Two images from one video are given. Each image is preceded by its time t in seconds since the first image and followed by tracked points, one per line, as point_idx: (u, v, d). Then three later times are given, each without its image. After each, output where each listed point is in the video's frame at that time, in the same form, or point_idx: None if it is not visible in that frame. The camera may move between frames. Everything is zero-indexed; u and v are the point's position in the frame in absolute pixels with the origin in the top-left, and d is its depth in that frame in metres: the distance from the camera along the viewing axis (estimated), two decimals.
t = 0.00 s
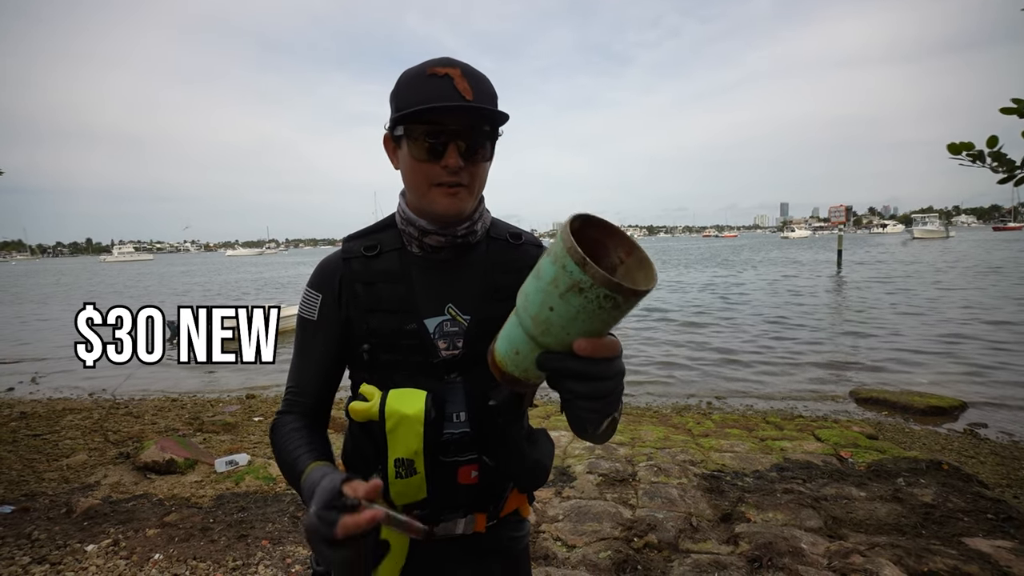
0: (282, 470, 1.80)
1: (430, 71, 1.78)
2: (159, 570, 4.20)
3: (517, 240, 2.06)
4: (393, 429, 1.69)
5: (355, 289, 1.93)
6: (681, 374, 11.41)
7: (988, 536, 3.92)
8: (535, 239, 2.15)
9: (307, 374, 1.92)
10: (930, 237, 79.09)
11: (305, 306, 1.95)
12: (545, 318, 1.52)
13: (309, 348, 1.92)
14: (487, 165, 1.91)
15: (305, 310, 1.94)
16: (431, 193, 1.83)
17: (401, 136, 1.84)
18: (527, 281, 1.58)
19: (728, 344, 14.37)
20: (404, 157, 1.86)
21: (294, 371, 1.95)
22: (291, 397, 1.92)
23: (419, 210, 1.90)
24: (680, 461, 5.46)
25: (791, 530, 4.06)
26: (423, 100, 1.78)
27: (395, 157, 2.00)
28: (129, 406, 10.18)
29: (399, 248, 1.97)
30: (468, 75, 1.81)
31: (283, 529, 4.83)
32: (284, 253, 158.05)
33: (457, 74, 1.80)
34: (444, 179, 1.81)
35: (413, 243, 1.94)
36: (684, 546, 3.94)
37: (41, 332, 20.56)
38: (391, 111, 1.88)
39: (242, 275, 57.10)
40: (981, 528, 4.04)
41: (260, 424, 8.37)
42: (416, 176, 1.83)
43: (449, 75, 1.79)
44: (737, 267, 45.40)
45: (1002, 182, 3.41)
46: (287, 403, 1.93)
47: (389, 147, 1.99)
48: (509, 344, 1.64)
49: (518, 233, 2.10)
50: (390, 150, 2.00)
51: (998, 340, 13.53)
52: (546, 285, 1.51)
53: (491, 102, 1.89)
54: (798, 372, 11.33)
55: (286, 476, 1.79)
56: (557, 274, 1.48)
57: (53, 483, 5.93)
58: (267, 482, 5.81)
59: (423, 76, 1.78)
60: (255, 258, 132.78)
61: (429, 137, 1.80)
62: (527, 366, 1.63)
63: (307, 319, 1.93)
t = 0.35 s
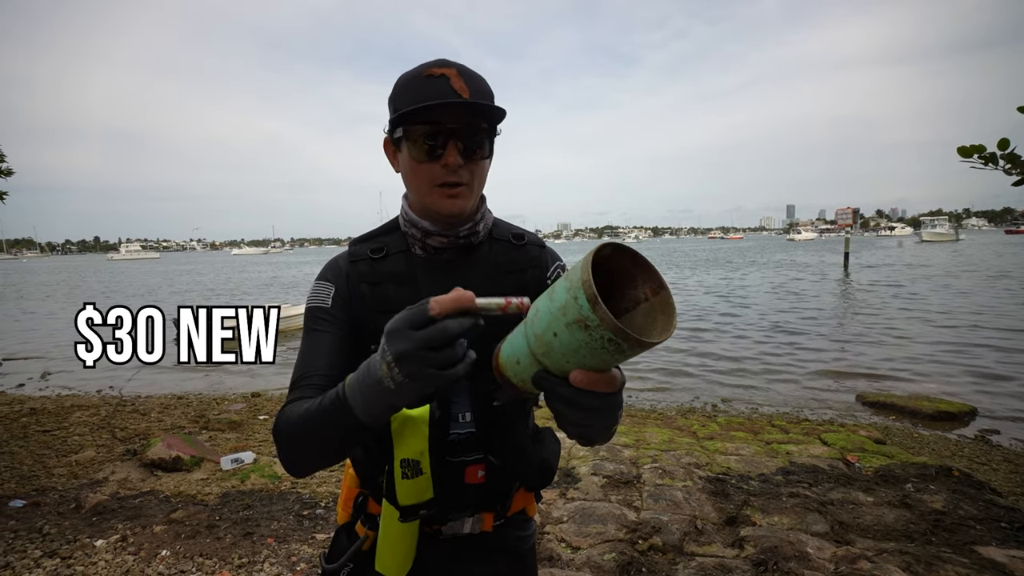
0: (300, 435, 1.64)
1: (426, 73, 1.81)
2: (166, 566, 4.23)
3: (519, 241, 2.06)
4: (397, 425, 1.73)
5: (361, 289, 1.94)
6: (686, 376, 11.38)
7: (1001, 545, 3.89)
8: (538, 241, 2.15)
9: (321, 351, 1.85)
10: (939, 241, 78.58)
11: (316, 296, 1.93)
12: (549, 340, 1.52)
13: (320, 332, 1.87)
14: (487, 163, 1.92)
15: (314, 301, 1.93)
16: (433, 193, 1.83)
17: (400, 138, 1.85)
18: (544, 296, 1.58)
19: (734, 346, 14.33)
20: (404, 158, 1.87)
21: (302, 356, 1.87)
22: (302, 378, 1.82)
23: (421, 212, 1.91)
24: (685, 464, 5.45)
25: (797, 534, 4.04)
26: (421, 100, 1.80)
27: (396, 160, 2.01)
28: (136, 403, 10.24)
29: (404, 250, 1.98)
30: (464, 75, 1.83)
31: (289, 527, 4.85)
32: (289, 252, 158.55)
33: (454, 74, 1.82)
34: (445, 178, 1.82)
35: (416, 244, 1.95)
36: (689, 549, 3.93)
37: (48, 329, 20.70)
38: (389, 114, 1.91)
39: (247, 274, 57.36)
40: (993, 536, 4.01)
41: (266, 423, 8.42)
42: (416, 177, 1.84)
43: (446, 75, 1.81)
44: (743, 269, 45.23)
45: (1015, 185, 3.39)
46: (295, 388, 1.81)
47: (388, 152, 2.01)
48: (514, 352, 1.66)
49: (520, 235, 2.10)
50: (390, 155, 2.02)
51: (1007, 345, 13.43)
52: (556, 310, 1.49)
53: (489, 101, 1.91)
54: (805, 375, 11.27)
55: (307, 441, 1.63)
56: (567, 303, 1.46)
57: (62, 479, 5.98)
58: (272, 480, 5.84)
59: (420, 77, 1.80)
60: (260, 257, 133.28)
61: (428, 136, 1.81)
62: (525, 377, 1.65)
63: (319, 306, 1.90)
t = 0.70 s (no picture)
0: (285, 466, 1.78)
1: (426, 70, 1.83)
2: (169, 564, 4.25)
3: (527, 244, 2.09)
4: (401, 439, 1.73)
5: (364, 291, 1.95)
6: (688, 377, 11.37)
7: (1001, 545, 3.89)
8: (544, 242, 2.18)
9: (314, 370, 1.91)
10: (943, 242, 78.32)
11: (316, 303, 1.95)
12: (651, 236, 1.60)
13: (318, 345, 1.92)
14: (492, 158, 1.89)
15: (315, 308, 1.95)
16: (432, 193, 1.85)
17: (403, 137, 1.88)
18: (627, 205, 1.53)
19: (736, 347, 14.32)
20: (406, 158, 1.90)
21: (301, 368, 1.92)
22: (299, 396, 1.90)
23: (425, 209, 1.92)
24: (687, 464, 5.46)
25: (799, 535, 4.05)
26: (420, 99, 1.81)
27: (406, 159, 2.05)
28: (140, 402, 10.28)
29: (409, 250, 1.99)
30: (463, 68, 1.82)
31: (292, 526, 4.87)
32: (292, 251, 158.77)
33: (453, 69, 1.81)
34: (443, 175, 1.82)
35: (422, 243, 1.96)
36: (691, 549, 3.94)
37: (52, 328, 20.76)
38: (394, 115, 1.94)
39: (251, 273, 57.48)
40: (994, 537, 4.01)
41: (268, 421, 8.45)
42: (417, 175, 1.86)
43: (446, 71, 1.81)
44: (746, 270, 45.14)
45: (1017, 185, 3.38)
46: (297, 405, 1.90)
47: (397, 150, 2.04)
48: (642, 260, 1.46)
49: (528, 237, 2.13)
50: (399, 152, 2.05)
51: (1010, 347, 13.39)
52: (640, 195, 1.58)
53: (492, 96, 1.89)
54: (807, 377, 11.26)
55: (290, 473, 1.77)
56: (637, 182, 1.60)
57: (65, 477, 6.01)
58: (275, 479, 5.86)
59: (420, 74, 1.82)
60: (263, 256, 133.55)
61: (427, 135, 1.82)
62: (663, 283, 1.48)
63: (319, 316, 1.93)
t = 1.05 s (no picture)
0: (282, 476, 1.87)
1: (424, 74, 1.79)
2: (166, 564, 4.24)
3: (530, 249, 2.04)
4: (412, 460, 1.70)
5: (363, 301, 1.94)
6: (687, 379, 11.38)
7: (997, 549, 3.89)
8: (547, 245, 2.12)
9: (309, 383, 1.94)
10: (942, 246, 78.43)
11: (313, 314, 1.95)
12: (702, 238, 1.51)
13: (313, 356, 1.94)
14: (499, 166, 1.88)
15: (310, 319, 1.96)
16: (439, 204, 1.83)
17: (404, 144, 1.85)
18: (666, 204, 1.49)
19: (736, 350, 14.33)
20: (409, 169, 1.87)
21: (299, 378, 1.96)
22: (297, 405, 1.95)
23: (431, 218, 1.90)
24: (686, 467, 5.46)
25: (797, 538, 4.05)
26: (423, 108, 1.79)
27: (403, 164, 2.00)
28: (138, 401, 10.27)
29: (410, 258, 1.98)
30: (463, 71, 1.78)
31: (289, 526, 4.87)
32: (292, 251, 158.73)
33: (454, 71, 1.78)
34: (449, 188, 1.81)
35: (425, 252, 1.95)
36: (689, 552, 3.95)
37: (51, 327, 20.74)
38: (395, 122, 1.90)
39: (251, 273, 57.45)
40: (990, 541, 4.01)
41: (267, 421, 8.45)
42: (421, 184, 1.83)
43: (446, 75, 1.77)
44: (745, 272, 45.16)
45: (1014, 194, 3.39)
46: (295, 415, 1.95)
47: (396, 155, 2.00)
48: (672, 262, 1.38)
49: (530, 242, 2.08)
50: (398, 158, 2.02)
51: (1008, 351, 13.40)
52: (692, 200, 1.50)
53: (493, 96, 1.85)
54: (806, 380, 11.27)
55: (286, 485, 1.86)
56: (696, 191, 1.53)
57: (62, 476, 6.01)
58: (273, 479, 5.86)
59: (419, 78, 1.78)
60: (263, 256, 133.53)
61: (433, 146, 1.80)
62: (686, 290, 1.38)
63: (316, 327, 1.94)
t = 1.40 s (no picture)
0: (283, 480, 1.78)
1: (480, 74, 1.68)
2: (163, 563, 4.23)
3: (534, 253, 2.08)
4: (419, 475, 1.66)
5: (360, 307, 1.88)
6: (685, 380, 11.39)
7: (991, 550, 3.90)
8: (550, 252, 2.16)
9: (308, 388, 1.89)
10: (941, 248, 78.60)
11: (310, 320, 1.88)
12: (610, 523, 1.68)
13: (313, 363, 1.88)
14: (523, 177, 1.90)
15: (307, 324, 1.89)
16: (479, 213, 1.76)
17: (447, 145, 1.67)
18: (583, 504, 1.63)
19: (734, 351, 14.36)
20: (446, 170, 1.70)
21: (298, 384, 1.90)
22: (298, 411, 1.89)
23: (458, 225, 1.81)
24: (683, 468, 5.46)
25: (794, 539, 4.05)
26: (482, 111, 1.69)
27: (418, 160, 1.78)
28: (135, 400, 10.25)
29: (410, 261, 1.93)
30: (516, 81, 1.76)
31: (286, 525, 4.87)
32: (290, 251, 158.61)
33: (508, 79, 1.74)
34: (494, 197, 1.76)
35: (428, 257, 1.91)
36: (687, 553, 3.96)
37: (49, 325, 20.72)
38: (426, 112, 1.69)
39: (250, 272, 57.43)
40: (985, 542, 4.02)
41: (264, 420, 8.44)
42: (465, 190, 1.71)
43: (502, 82, 1.72)
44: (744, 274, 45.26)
45: (1016, 197, 3.40)
46: (297, 421, 1.88)
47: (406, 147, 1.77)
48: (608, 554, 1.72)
49: (534, 247, 2.12)
50: (403, 149, 1.79)
51: (1005, 353, 13.43)
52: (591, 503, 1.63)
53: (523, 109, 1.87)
54: (804, 381, 11.27)
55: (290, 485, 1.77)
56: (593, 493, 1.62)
57: (59, 475, 6.00)
58: (271, 478, 5.87)
59: (480, 81, 1.67)
60: (262, 255, 133.51)
61: (489, 154, 1.70)
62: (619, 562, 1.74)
63: (314, 332, 1.87)
